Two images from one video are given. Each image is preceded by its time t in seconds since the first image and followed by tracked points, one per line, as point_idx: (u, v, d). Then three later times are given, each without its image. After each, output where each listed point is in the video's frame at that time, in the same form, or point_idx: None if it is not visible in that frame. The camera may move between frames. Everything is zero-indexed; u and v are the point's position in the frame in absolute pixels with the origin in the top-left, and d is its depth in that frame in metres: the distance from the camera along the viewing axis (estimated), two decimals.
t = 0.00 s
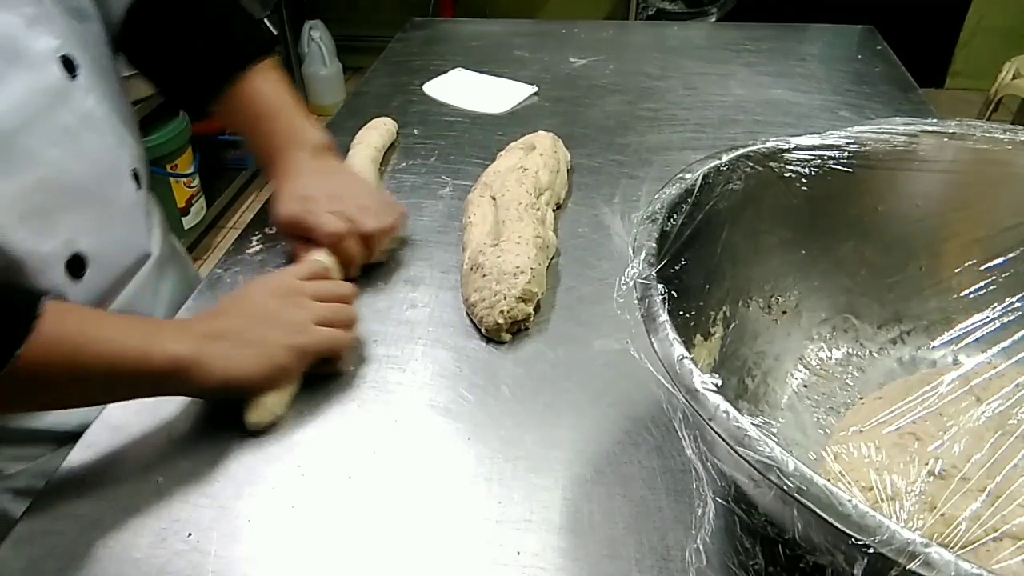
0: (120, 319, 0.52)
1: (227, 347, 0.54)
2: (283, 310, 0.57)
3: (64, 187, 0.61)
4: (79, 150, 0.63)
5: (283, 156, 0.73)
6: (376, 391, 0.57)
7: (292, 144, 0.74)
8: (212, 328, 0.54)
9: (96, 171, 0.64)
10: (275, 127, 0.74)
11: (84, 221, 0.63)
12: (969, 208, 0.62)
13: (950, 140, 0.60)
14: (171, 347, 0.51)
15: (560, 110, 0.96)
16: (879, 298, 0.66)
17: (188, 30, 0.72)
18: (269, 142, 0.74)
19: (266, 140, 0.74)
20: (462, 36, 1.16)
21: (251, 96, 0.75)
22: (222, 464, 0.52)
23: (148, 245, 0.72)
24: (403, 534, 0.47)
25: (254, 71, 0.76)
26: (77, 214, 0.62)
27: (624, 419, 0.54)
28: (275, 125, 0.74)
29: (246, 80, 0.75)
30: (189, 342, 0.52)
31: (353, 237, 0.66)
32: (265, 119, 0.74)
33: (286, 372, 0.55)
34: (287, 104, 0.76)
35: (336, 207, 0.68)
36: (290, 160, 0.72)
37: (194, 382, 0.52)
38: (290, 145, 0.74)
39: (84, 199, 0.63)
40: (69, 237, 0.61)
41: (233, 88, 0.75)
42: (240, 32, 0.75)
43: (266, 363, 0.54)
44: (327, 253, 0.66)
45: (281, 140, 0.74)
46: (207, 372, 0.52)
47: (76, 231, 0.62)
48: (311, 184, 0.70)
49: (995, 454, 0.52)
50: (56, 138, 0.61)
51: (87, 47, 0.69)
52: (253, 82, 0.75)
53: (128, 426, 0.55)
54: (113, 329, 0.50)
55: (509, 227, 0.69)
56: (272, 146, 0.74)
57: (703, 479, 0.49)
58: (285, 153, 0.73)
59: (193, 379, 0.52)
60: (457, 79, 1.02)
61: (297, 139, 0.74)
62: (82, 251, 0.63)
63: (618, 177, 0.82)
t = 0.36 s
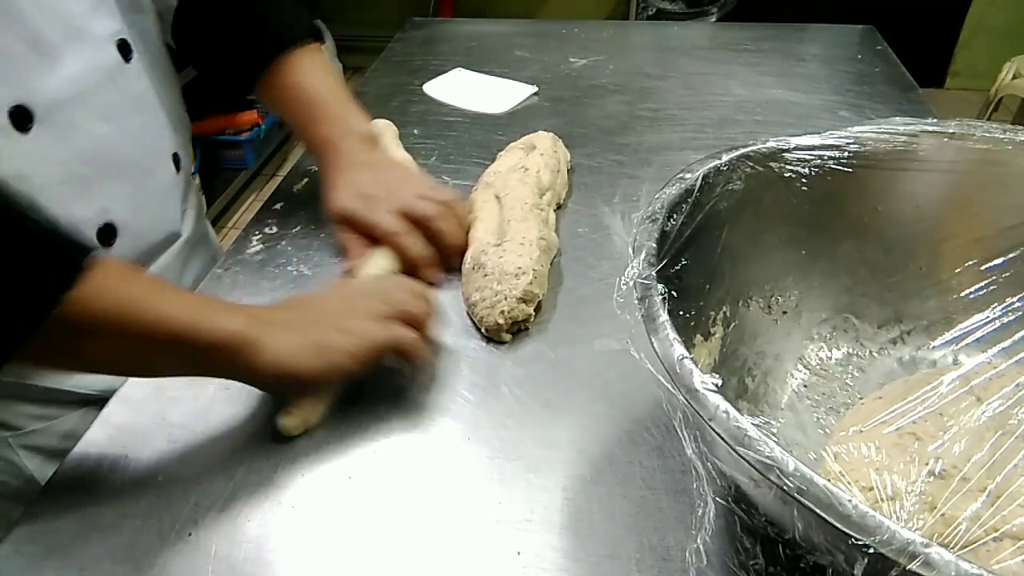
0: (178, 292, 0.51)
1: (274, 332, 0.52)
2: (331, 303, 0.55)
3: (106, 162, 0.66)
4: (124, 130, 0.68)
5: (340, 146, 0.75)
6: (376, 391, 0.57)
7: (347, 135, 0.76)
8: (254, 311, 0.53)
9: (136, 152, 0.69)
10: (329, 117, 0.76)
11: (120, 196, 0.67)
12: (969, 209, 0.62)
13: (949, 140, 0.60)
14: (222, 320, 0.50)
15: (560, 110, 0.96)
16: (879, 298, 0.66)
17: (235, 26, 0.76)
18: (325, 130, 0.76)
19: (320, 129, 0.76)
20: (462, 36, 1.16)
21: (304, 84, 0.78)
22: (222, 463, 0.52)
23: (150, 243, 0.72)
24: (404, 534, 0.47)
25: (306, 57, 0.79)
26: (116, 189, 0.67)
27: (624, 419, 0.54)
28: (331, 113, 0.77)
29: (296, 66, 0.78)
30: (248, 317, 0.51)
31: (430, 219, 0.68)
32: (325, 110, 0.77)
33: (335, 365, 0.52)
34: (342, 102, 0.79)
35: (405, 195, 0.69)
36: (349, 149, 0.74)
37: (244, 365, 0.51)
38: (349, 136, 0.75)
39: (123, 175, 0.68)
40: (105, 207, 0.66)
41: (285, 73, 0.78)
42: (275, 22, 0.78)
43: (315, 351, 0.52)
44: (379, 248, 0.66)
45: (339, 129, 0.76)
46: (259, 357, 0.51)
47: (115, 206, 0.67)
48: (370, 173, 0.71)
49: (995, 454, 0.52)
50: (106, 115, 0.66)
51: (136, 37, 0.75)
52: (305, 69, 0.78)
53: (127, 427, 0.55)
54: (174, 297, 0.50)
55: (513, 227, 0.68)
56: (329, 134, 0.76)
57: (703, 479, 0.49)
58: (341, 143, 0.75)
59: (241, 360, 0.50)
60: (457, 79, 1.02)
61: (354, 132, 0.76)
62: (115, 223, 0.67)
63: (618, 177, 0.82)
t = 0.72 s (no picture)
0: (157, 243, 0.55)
1: (133, 279, 0.51)
2: (223, 242, 0.55)
3: (116, 159, 0.65)
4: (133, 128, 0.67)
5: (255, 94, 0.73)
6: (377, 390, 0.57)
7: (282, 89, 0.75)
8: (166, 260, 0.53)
9: (149, 152, 0.68)
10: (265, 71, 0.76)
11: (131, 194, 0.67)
12: (969, 209, 0.62)
13: (950, 140, 0.60)
14: (82, 282, 0.50)
15: (560, 110, 0.96)
16: (878, 298, 0.66)
17: None
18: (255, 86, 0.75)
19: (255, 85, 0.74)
20: (463, 36, 1.16)
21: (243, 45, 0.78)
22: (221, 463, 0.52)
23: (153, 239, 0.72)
24: (404, 534, 0.47)
25: (244, 22, 0.79)
26: (126, 187, 0.67)
27: (624, 419, 0.54)
28: (250, 71, 0.75)
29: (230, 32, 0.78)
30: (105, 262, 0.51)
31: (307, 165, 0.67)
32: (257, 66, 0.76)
33: (197, 307, 0.51)
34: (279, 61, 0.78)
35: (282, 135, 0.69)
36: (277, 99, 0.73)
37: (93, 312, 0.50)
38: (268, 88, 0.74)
39: (133, 173, 0.67)
40: (111, 205, 0.66)
41: (220, 41, 0.78)
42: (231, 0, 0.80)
43: (174, 301, 0.51)
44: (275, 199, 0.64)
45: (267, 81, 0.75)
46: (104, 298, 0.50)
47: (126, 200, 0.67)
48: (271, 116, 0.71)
49: (994, 454, 0.52)
50: (113, 115, 0.65)
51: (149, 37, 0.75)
52: (234, 28, 0.78)
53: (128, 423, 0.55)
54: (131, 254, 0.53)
55: (512, 227, 0.68)
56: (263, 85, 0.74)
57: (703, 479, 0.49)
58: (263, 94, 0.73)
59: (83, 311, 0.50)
60: (457, 79, 1.02)
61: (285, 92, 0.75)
62: (124, 220, 0.67)
63: (618, 177, 0.82)
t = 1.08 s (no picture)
0: (196, 280, 0.55)
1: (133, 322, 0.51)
2: (264, 292, 0.56)
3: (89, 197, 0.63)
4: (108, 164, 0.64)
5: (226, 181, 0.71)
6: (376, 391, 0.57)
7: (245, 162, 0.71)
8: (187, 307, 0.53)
9: (121, 189, 0.66)
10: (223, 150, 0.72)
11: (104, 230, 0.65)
12: (969, 209, 0.62)
13: (949, 140, 0.60)
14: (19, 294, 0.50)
15: (560, 110, 0.96)
16: (878, 298, 0.66)
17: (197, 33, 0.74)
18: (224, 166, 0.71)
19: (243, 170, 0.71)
20: (463, 36, 1.16)
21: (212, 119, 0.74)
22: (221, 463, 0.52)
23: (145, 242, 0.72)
24: (404, 534, 0.47)
25: (229, 98, 0.75)
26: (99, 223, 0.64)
27: (624, 419, 0.54)
28: (234, 139, 0.72)
29: (212, 107, 0.74)
30: (111, 293, 0.52)
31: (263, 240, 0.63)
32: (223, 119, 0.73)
33: (240, 354, 0.51)
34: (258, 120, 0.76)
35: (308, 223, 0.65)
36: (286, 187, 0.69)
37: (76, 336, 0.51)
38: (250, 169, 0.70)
39: (106, 210, 0.65)
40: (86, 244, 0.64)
41: (203, 116, 0.74)
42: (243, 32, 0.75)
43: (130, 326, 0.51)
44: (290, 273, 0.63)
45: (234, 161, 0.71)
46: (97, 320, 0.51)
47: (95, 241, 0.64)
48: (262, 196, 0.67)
49: (994, 454, 0.52)
50: (89, 152, 0.63)
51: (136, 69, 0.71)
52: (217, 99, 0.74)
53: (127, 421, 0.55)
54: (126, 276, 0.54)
55: (511, 227, 0.68)
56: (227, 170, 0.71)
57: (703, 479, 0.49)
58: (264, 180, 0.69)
59: (72, 334, 0.51)
60: (457, 79, 1.02)
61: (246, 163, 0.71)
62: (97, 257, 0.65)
63: (618, 177, 0.82)
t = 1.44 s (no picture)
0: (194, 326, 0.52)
1: (137, 389, 0.48)
2: (264, 344, 0.51)
3: (65, 218, 0.60)
4: (85, 178, 0.61)
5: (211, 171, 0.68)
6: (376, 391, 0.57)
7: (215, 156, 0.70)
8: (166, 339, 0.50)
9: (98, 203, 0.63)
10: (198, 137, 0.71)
11: (86, 248, 0.62)
12: (969, 209, 0.62)
13: (949, 140, 0.60)
14: (34, 366, 0.46)
15: (560, 110, 0.96)
16: (879, 298, 0.66)
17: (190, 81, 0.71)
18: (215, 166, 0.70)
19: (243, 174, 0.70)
20: (463, 36, 1.16)
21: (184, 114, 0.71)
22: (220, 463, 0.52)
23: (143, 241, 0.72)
24: (403, 536, 0.47)
25: (194, 67, 0.73)
26: (80, 243, 0.61)
27: (624, 419, 0.54)
28: (205, 116, 0.71)
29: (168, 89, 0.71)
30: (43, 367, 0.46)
31: (275, 246, 0.63)
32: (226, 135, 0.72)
33: (198, 405, 0.48)
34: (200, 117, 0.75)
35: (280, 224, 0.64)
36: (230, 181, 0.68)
37: None
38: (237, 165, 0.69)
39: (83, 227, 0.61)
40: (71, 264, 0.61)
41: (161, 83, 0.72)
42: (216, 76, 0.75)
43: (162, 408, 0.48)
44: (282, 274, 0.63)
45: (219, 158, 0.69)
46: (95, 399, 0.47)
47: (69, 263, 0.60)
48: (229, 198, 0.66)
49: (994, 454, 0.52)
50: (61, 167, 0.59)
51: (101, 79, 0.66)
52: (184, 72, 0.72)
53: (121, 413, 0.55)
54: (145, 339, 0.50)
55: (511, 227, 0.69)
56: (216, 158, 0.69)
57: (703, 479, 0.49)
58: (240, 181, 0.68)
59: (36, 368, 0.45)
60: (457, 79, 1.02)
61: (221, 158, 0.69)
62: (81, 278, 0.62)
63: (618, 178, 0.82)
